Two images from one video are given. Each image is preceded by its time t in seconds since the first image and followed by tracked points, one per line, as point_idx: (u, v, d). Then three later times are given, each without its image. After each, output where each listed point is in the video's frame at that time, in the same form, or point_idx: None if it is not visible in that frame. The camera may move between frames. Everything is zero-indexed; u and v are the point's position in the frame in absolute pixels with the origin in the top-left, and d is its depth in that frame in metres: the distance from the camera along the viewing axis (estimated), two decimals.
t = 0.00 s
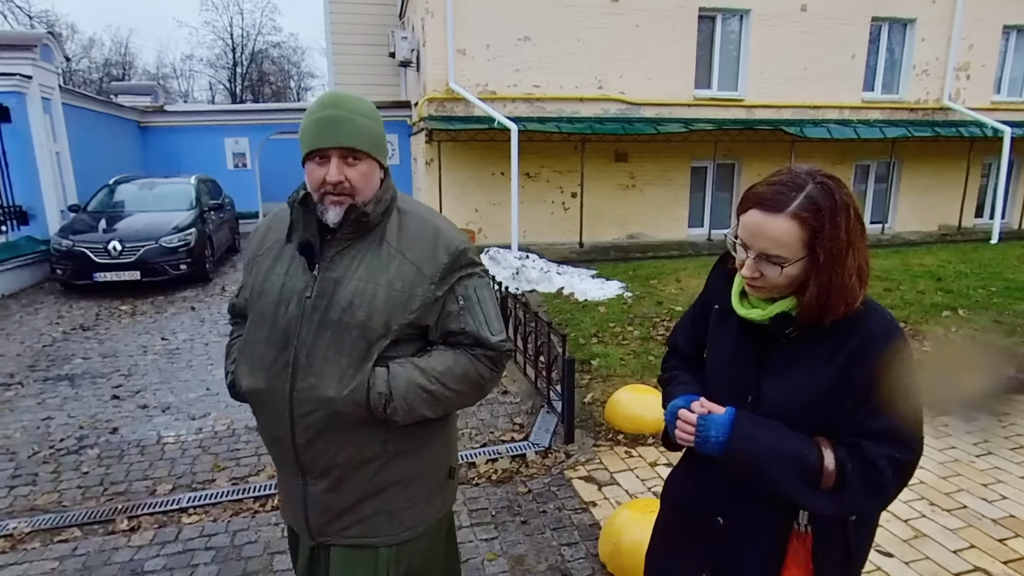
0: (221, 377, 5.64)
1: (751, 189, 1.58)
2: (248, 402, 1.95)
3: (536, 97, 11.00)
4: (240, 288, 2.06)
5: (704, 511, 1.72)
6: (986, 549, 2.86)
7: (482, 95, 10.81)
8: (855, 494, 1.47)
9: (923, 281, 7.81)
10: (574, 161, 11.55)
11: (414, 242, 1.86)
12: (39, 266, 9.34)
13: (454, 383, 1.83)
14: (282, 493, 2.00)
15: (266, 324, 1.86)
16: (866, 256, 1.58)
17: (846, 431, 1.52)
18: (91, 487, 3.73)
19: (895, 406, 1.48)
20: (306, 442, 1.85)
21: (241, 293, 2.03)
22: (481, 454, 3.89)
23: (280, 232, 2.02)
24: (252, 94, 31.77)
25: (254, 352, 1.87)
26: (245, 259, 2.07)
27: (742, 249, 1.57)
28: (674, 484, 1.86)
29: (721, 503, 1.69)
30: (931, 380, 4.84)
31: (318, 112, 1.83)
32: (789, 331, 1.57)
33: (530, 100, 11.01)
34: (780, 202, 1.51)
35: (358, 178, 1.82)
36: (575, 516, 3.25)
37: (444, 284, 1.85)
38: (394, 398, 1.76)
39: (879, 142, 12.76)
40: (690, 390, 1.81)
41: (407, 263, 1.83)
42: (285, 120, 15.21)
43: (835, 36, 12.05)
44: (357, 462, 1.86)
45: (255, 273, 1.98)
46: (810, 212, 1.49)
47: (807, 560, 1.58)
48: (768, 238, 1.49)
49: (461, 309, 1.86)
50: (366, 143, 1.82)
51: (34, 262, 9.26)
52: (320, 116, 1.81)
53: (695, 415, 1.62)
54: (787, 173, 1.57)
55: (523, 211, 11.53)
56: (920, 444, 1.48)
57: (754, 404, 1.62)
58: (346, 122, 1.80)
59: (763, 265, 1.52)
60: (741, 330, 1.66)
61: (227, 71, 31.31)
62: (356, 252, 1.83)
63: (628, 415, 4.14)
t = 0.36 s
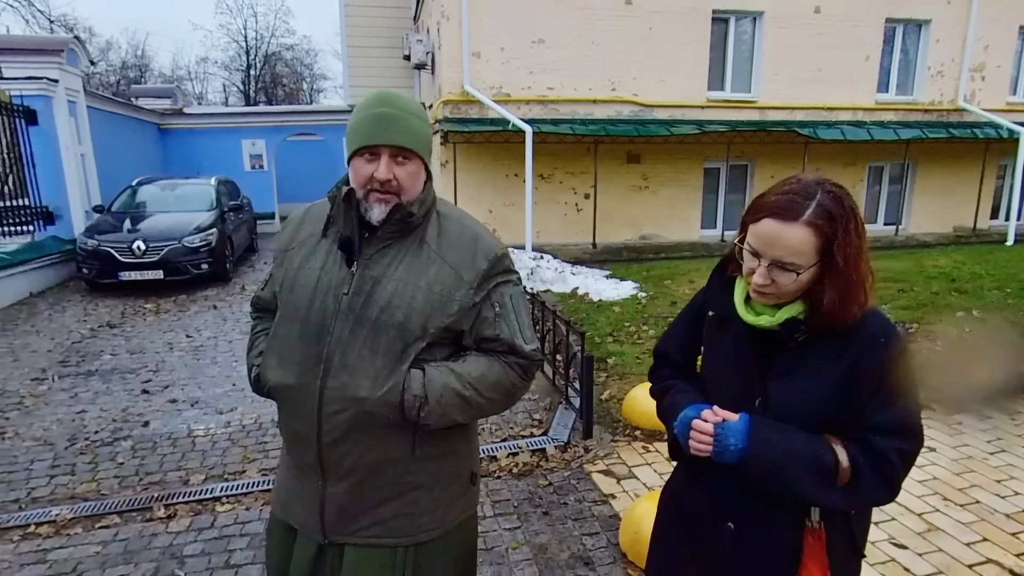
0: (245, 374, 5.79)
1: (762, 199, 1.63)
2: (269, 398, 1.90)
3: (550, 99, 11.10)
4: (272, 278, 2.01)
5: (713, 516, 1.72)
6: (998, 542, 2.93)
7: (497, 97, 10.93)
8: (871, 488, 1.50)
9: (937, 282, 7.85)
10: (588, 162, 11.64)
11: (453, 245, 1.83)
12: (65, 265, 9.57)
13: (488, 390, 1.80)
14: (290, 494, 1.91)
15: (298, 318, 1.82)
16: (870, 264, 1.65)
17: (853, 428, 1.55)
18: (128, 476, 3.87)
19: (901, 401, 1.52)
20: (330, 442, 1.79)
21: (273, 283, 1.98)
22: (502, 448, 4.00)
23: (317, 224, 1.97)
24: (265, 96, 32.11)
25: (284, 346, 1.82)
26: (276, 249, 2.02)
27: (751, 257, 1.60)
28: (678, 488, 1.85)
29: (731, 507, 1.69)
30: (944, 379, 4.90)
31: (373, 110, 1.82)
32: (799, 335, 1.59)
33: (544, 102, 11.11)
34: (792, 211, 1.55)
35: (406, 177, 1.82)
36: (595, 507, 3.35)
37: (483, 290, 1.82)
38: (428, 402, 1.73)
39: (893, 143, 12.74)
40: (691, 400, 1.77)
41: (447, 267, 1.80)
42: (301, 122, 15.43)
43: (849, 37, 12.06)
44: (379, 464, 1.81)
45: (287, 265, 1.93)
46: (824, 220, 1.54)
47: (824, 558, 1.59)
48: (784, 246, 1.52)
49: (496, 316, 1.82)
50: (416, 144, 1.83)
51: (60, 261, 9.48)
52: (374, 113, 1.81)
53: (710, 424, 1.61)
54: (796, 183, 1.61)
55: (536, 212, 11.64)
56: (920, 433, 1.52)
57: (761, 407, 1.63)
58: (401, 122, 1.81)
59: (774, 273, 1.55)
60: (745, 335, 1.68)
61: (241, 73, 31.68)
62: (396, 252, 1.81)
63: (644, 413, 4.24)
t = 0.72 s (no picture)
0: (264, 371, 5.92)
1: (725, 194, 1.66)
2: (291, 418, 1.86)
3: (562, 101, 11.18)
4: (266, 295, 1.93)
5: (690, 522, 1.73)
6: (1007, 538, 2.99)
7: (509, 99, 11.01)
8: (841, 474, 1.58)
9: (949, 284, 7.86)
10: (599, 163, 11.71)
11: (464, 248, 1.90)
12: (85, 264, 9.77)
13: (514, 384, 1.90)
14: (313, 511, 1.87)
15: (321, 333, 1.80)
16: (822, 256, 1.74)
17: (819, 417, 1.64)
18: (155, 468, 4.00)
19: (861, 387, 1.61)
20: (367, 454, 1.80)
21: (273, 302, 1.91)
22: (517, 444, 4.09)
23: (315, 237, 1.91)
24: (277, 97, 32.28)
25: (310, 364, 1.81)
26: (269, 265, 1.93)
27: (715, 251, 1.62)
28: (646, 496, 1.85)
29: (705, 512, 1.71)
30: (956, 380, 4.93)
31: (389, 116, 1.81)
32: (764, 331, 1.64)
33: (556, 104, 11.19)
34: (758, 205, 1.59)
35: (421, 185, 1.85)
36: (609, 502, 3.44)
37: (498, 289, 1.90)
38: (471, 403, 1.81)
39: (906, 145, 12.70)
40: (661, 404, 1.75)
41: (464, 270, 1.87)
42: (315, 124, 15.60)
43: (862, 39, 12.04)
44: (414, 470, 1.84)
45: (289, 282, 1.88)
46: (787, 213, 1.60)
47: (800, 549, 1.66)
48: (752, 240, 1.56)
49: (511, 312, 1.92)
50: (431, 152, 1.86)
51: (80, 261, 9.67)
52: (390, 121, 1.80)
53: (687, 426, 1.63)
54: (756, 178, 1.66)
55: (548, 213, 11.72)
56: (882, 416, 1.61)
57: (732, 406, 1.66)
58: (417, 130, 1.83)
59: (740, 267, 1.59)
60: (716, 336, 1.70)
61: (253, 75, 31.86)
62: (415, 259, 1.85)
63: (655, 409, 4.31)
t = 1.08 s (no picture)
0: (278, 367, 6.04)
1: (666, 191, 1.70)
2: (263, 437, 1.79)
3: (572, 102, 11.26)
4: (208, 313, 1.81)
5: (638, 517, 1.77)
6: (1007, 531, 3.05)
7: (520, 100, 11.11)
8: (779, 466, 1.64)
9: (959, 284, 7.88)
10: (609, 163, 11.78)
11: (417, 238, 1.93)
12: (104, 263, 9.98)
13: (482, 365, 1.97)
14: (294, 533, 1.84)
15: (287, 336, 1.75)
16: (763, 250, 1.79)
17: (761, 409, 1.69)
18: (177, 458, 4.14)
19: (801, 378, 1.67)
20: (350, 459, 1.80)
21: (221, 318, 1.80)
22: (526, 438, 4.19)
23: (262, 244, 1.82)
24: (290, 99, 32.53)
25: (279, 373, 1.76)
26: (209, 280, 1.81)
27: (659, 247, 1.66)
28: (597, 493, 1.89)
29: (651, 507, 1.76)
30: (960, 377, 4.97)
31: (329, 112, 1.80)
32: (707, 325, 1.69)
33: (566, 105, 11.27)
34: (698, 202, 1.63)
35: (368, 177, 1.84)
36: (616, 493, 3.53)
37: (453, 274, 1.96)
38: (449, 385, 1.87)
39: (918, 145, 12.67)
40: (609, 400, 1.79)
41: (421, 259, 1.90)
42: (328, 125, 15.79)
43: (873, 39, 12.03)
44: (396, 471, 1.87)
45: (237, 292, 1.78)
46: (725, 209, 1.64)
47: (743, 541, 1.71)
48: (692, 236, 1.60)
49: (467, 298, 1.98)
50: (373, 143, 1.87)
51: (99, 259, 9.90)
52: (333, 115, 1.79)
53: (633, 420, 1.66)
54: (695, 175, 1.70)
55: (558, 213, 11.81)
56: (819, 408, 1.67)
57: (676, 400, 1.71)
58: (358, 123, 1.83)
59: (682, 263, 1.62)
60: (663, 331, 1.75)
61: (266, 76, 32.13)
62: (372, 252, 1.84)
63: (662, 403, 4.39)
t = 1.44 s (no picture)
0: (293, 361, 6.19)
1: (632, 192, 1.77)
2: (251, 436, 1.82)
3: (582, 103, 11.36)
4: (185, 317, 1.81)
5: (618, 500, 1.87)
6: (1005, 521, 3.12)
7: (530, 101, 11.21)
8: (748, 449, 1.72)
9: (969, 283, 7.91)
10: (619, 164, 11.86)
11: (388, 229, 1.98)
12: (123, 261, 10.20)
13: (462, 349, 2.03)
14: (288, 523, 1.87)
15: (268, 335, 1.78)
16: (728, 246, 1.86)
17: (729, 396, 1.77)
18: (198, 447, 4.28)
19: (766, 365, 1.74)
20: (338, 448, 1.83)
21: (199, 322, 1.80)
22: (536, 430, 4.31)
23: (233, 248, 1.83)
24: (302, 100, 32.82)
25: (261, 372, 1.79)
26: (184, 285, 1.82)
27: (625, 245, 1.74)
28: (578, 480, 1.98)
29: (630, 492, 1.85)
30: (967, 374, 5.02)
31: (293, 109, 1.81)
32: (674, 318, 1.78)
33: (576, 106, 11.37)
34: (661, 202, 1.70)
35: (335, 172, 1.86)
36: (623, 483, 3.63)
37: (427, 262, 2.00)
38: (430, 372, 1.92)
39: (929, 145, 12.65)
40: (586, 392, 1.89)
41: (394, 250, 1.95)
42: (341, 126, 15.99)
43: (884, 39, 12.03)
44: (382, 458, 1.90)
45: (212, 297, 1.80)
46: (686, 208, 1.71)
47: (713, 523, 1.79)
48: (654, 234, 1.67)
49: (442, 284, 2.03)
50: (338, 138, 1.88)
51: (119, 257, 10.15)
52: (296, 113, 1.81)
53: (606, 411, 1.75)
54: (659, 175, 1.77)
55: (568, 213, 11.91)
56: (786, 393, 1.74)
57: (649, 389, 1.80)
58: (324, 119, 1.85)
59: (648, 260, 1.70)
60: (630, 324, 1.83)
61: (279, 77, 32.39)
62: (341, 247, 1.87)
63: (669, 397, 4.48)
